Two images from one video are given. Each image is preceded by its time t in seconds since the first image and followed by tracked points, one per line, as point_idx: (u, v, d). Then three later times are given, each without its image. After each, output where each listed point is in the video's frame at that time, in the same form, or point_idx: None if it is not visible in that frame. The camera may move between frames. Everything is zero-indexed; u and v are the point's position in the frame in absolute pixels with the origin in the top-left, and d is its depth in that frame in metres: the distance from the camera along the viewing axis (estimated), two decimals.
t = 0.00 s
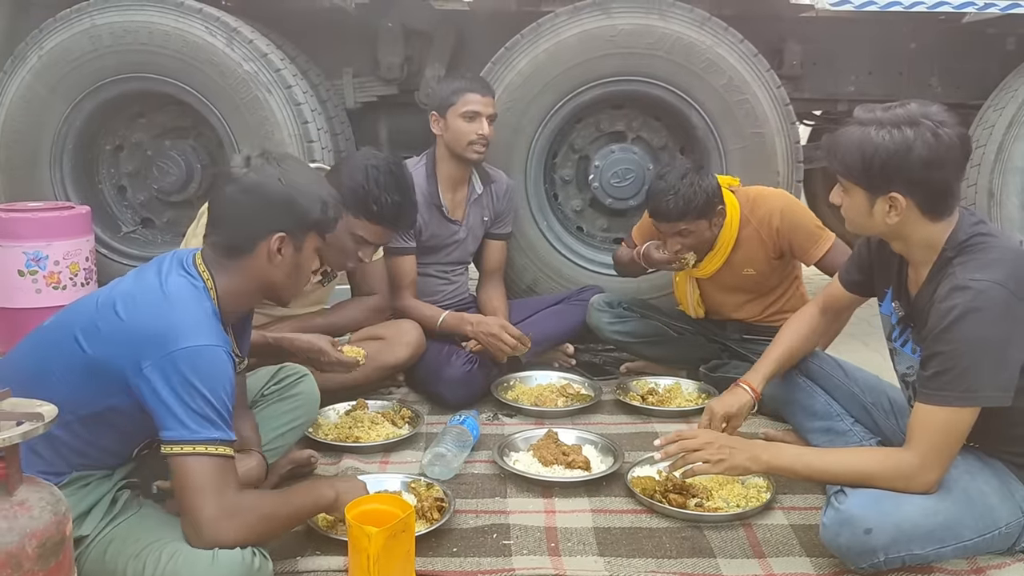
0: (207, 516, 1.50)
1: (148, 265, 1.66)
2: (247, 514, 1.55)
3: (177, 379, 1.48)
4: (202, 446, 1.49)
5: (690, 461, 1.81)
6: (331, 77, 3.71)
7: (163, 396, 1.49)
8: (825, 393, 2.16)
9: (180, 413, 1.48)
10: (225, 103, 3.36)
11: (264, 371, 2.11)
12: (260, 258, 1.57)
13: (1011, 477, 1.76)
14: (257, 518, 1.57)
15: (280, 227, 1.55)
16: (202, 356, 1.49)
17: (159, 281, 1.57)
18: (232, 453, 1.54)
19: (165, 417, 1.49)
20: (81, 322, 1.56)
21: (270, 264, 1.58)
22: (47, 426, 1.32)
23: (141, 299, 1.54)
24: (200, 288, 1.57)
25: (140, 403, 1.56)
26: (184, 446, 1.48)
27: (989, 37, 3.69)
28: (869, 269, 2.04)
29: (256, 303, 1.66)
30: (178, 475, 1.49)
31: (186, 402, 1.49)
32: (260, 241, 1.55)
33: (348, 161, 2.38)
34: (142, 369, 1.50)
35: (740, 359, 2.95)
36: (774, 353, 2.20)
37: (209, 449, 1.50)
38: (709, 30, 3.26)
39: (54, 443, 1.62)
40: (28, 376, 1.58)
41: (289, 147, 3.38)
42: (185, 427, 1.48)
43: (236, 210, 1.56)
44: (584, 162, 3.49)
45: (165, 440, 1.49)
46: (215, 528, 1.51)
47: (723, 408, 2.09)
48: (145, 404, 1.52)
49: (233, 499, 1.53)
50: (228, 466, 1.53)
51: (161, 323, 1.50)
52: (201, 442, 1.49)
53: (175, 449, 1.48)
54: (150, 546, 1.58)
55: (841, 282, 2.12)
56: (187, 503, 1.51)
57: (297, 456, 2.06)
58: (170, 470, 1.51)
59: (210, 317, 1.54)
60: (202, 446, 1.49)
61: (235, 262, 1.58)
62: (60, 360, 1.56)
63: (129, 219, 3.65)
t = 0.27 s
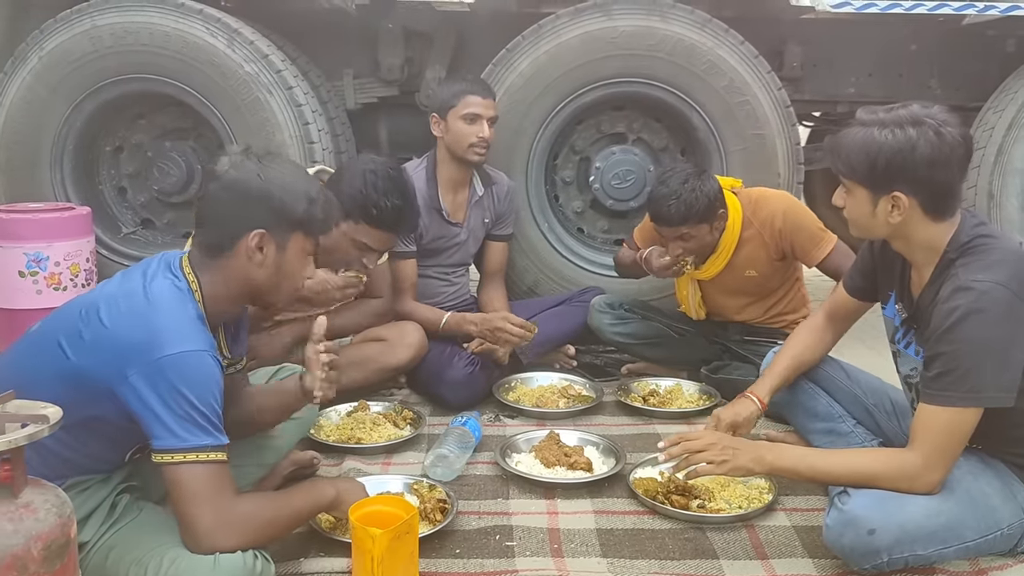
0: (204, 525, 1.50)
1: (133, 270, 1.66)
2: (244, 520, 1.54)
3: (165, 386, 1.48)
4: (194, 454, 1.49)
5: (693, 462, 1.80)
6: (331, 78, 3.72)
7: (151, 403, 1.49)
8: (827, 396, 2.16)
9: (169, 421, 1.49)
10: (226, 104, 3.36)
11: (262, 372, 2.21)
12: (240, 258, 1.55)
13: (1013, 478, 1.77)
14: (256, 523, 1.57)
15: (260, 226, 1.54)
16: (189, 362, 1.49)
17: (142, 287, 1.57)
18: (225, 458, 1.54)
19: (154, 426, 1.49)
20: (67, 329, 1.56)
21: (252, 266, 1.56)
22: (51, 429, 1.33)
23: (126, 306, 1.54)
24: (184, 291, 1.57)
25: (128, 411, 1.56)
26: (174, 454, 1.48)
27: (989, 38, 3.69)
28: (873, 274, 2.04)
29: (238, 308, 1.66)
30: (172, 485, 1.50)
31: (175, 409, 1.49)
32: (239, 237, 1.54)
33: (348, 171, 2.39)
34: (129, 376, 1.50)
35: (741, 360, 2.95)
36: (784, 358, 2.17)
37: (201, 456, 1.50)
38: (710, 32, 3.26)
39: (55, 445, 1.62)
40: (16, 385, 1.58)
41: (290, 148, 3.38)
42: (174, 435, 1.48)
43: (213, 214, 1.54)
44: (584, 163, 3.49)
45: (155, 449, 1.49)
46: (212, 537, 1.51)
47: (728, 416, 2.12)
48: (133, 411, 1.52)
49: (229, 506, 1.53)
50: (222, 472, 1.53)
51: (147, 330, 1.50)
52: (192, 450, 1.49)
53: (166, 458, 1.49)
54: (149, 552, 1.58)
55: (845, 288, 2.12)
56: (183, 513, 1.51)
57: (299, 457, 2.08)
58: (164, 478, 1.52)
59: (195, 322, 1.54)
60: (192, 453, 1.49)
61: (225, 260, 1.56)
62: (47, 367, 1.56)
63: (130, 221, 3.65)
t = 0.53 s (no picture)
0: (210, 524, 1.50)
1: (140, 269, 1.66)
2: (248, 520, 1.54)
3: (174, 384, 1.48)
4: (203, 451, 1.49)
5: (697, 461, 1.80)
6: (332, 76, 3.72)
7: (161, 401, 1.49)
8: (830, 394, 2.16)
9: (179, 418, 1.49)
10: (227, 103, 3.36)
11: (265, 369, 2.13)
12: (250, 267, 1.55)
13: (1016, 477, 1.77)
14: (262, 522, 1.57)
15: (272, 232, 1.54)
16: (198, 360, 1.49)
17: (151, 285, 1.57)
18: (233, 456, 1.54)
19: (163, 423, 1.49)
20: (75, 328, 1.56)
21: (261, 274, 1.56)
22: (57, 427, 1.34)
23: (135, 304, 1.54)
24: (194, 290, 1.57)
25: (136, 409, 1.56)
26: (183, 451, 1.48)
27: (990, 37, 3.69)
28: (874, 275, 2.04)
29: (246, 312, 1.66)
30: (179, 482, 1.50)
31: (184, 406, 1.49)
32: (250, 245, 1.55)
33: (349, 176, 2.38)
34: (138, 375, 1.50)
35: (743, 359, 2.96)
36: (788, 355, 2.18)
37: (210, 454, 1.50)
38: (711, 31, 3.26)
39: (61, 444, 1.63)
40: (23, 383, 1.58)
41: (291, 147, 3.38)
42: (184, 432, 1.48)
43: (236, 223, 1.56)
44: (586, 162, 3.49)
45: (165, 446, 1.49)
46: (218, 536, 1.51)
47: (725, 408, 2.11)
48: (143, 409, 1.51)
49: (235, 505, 1.53)
50: (228, 471, 1.53)
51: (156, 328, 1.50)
52: (201, 448, 1.49)
53: (174, 455, 1.48)
54: (156, 549, 1.58)
55: (850, 288, 2.12)
56: (189, 511, 1.51)
57: (302, 456, 2.09)
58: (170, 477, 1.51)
59: (204, 320, 1.54)
60: (201, 451, 1.49)
61: (233, 259, 1.57)
62: (56, 366, 1.55)
63: (131, 219, 3.65)
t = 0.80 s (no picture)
0: (212, 523, 1.50)
1: (145, 269, 1.66)
2: (250, 520, 1.54)
3: (179, 382, 1.49)
4: (206, 450, 1.49)
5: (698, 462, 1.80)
6: (332, 76, 3.72)
7: (165, 400, 1.49)
8: (830, 394, 2.16)
9: (184, 416, 1.49)
10: (227, 103, 3.36)
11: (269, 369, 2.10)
12: (246, 259, 1.56)
13: (1017, 476, 1.77)
14: (264, 522, 1.57)
15: (266, 226, 1.55)
16: (204, 359, 1.49)
17: (157, 284, 1.57)
18: (236, 456, 1.54)
19: (168, 422, 1.49)
20: (80, 327, 1.56)
21: (257, 268, 1.56)
22: (59, 428, 1.34)
23: (140, 303, 1.54)
24: (198, 289, 1.58)
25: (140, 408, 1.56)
26: (187, 450, 1.48)
27: (990, 37, 3.69)
28: (876, 275, 2.04)
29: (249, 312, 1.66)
30: (181, 481, 1.49)
31: (188, 405, 1.49)
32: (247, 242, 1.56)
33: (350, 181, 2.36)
34: (143, 373, 1.50)
35: (743, 359, 2.96)
36: (794, 355, 2.18)
37: (214, 453, 1.50)
38: (711, 31, 3.26)
39: (64, 444, 1.63)
40: (27, 381, 1.58)
41: (292, 147, 3.38)
42: (188, 431, 1.48)
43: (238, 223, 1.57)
44: (586, 162, 3.49)
45: (169, 444, 1.49)
46: (219, 535, 1.51)
47: (725, 414, 2.11)
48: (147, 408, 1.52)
49: (237, 505, 1.53)
50: (231, 470, 1.53)
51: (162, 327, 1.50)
52: (205, 447, 1.49)
53: (178, 454, 1.48)
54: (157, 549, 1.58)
55: (852, 289, 2.12)
56: (192, 510, 1.51)
57: (303, 456, 2.07)
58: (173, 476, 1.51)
59: (209, 319, 1.54)
60: (205, 450, 1.49)
61: (238, 259, 1.58)
62: (60, 365, 1.55)
63: (131, 219, 3.65)
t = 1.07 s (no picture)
0: (213, 522, 1.50)
1: (145, 267, 1.66)
2: (250, 520, 1.54)
3: (179, 382, 1.49)
4: (206, 450, 1.49)
5: (697, 460, 1.80)
6: (331, 75, 3.71)
7: (165, 400, 1.49)
8: (831, 392, 2.17)
9: (183, 416, 1.49)
10: (227, 102, 3.35)
11: (269, 368, 2.10)
12: (235, 253, 1.56)
13: (1018, 474, 1.77)
14: (264, 521, 1.57)
15: (250, 217, 1.55)
16: (204, 359, 1.49)
17: (157, 282, 1.57)
18: (236, 456, 1.54)
19: (168, 421, 1.49)
20: (80, 326, 1.56)
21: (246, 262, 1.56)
22: (60, 427, 1.34)
23: (140, 302, 1.54)
24: (197, 288, 1.58)
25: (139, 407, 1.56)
26: (186, 450, 1.48)
27: (988, 35, 3.69)
28: (878, 272, 2.04)
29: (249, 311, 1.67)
30: (182, 480, 1.49)
31: (188, 405, 1.49)
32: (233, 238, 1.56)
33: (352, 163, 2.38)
34: (144, 373, 1.50)
35: (744, 357, 2.96)
36: (801, 354, 2.18)
37: (213, 453, 1.50)
38: (711, 29, 3.26)
39: (65, 443, 1.63)
40: (27, 380, 1.58)
41: (291, 145, 3.38)
42: (187, 430, 1.48)
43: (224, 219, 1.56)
44: (585, 160, 3.49)
45: (169, 444, 1.49)
46: (220, 534, 1.51)
47: (721, 403, 2.13)
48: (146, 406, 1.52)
49: (237, 504, 1.53)
50: (231, 469, 1.53)
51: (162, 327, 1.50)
52: (205, 447, 1.49)
53: (178, 454, 1.49)
54: (158, 550, 1.58)
55: (853, 288, 2.12)
56: (192, 510, 1.51)
57: (303, 455, 2.07)
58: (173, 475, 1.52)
59: (209, 318, 1.54)
60: (205, 450, 1.49)
61: (229, 254, 1.57)
62: (60, 363, 1.55)
63: (130, 218, 3.64)
